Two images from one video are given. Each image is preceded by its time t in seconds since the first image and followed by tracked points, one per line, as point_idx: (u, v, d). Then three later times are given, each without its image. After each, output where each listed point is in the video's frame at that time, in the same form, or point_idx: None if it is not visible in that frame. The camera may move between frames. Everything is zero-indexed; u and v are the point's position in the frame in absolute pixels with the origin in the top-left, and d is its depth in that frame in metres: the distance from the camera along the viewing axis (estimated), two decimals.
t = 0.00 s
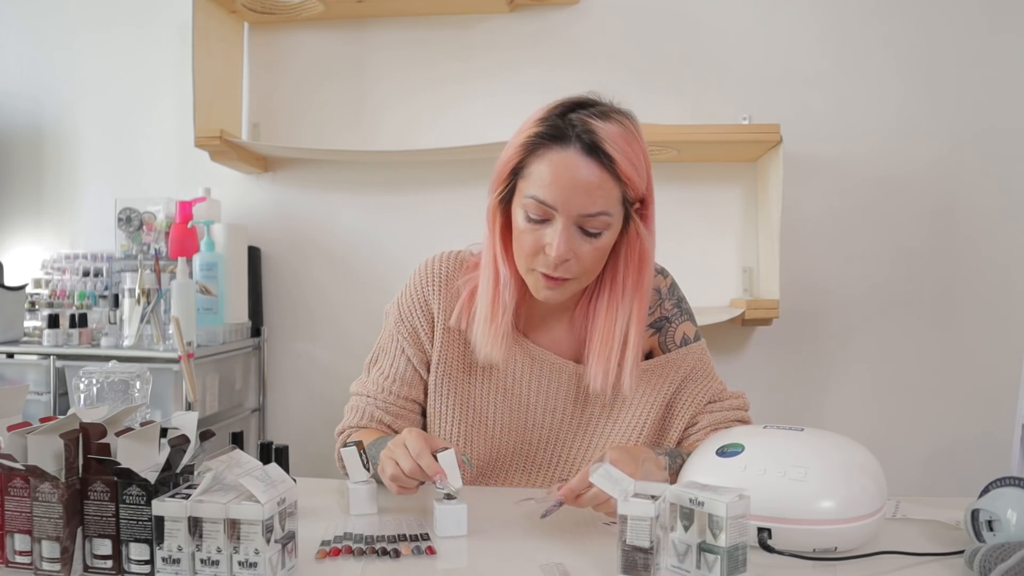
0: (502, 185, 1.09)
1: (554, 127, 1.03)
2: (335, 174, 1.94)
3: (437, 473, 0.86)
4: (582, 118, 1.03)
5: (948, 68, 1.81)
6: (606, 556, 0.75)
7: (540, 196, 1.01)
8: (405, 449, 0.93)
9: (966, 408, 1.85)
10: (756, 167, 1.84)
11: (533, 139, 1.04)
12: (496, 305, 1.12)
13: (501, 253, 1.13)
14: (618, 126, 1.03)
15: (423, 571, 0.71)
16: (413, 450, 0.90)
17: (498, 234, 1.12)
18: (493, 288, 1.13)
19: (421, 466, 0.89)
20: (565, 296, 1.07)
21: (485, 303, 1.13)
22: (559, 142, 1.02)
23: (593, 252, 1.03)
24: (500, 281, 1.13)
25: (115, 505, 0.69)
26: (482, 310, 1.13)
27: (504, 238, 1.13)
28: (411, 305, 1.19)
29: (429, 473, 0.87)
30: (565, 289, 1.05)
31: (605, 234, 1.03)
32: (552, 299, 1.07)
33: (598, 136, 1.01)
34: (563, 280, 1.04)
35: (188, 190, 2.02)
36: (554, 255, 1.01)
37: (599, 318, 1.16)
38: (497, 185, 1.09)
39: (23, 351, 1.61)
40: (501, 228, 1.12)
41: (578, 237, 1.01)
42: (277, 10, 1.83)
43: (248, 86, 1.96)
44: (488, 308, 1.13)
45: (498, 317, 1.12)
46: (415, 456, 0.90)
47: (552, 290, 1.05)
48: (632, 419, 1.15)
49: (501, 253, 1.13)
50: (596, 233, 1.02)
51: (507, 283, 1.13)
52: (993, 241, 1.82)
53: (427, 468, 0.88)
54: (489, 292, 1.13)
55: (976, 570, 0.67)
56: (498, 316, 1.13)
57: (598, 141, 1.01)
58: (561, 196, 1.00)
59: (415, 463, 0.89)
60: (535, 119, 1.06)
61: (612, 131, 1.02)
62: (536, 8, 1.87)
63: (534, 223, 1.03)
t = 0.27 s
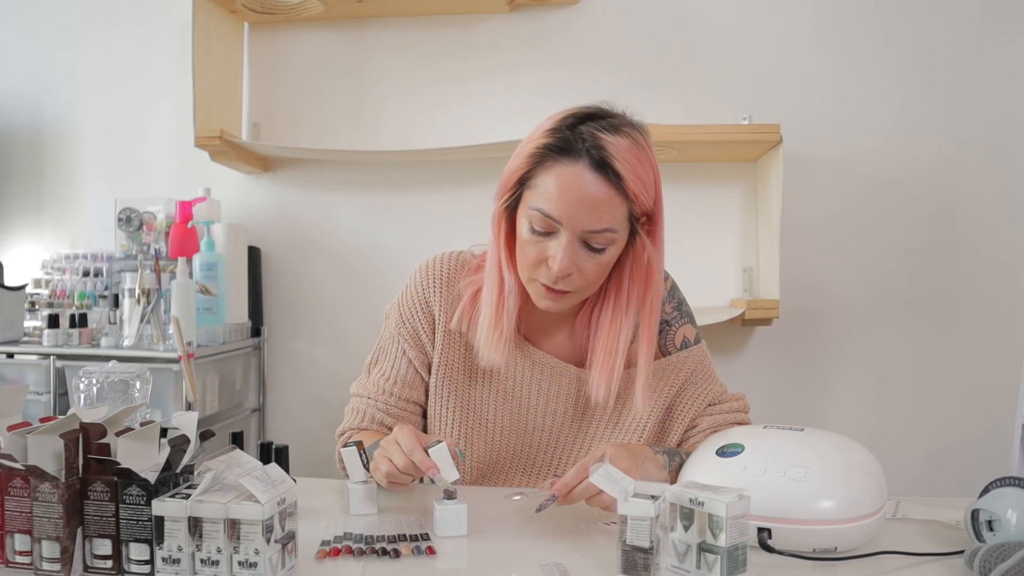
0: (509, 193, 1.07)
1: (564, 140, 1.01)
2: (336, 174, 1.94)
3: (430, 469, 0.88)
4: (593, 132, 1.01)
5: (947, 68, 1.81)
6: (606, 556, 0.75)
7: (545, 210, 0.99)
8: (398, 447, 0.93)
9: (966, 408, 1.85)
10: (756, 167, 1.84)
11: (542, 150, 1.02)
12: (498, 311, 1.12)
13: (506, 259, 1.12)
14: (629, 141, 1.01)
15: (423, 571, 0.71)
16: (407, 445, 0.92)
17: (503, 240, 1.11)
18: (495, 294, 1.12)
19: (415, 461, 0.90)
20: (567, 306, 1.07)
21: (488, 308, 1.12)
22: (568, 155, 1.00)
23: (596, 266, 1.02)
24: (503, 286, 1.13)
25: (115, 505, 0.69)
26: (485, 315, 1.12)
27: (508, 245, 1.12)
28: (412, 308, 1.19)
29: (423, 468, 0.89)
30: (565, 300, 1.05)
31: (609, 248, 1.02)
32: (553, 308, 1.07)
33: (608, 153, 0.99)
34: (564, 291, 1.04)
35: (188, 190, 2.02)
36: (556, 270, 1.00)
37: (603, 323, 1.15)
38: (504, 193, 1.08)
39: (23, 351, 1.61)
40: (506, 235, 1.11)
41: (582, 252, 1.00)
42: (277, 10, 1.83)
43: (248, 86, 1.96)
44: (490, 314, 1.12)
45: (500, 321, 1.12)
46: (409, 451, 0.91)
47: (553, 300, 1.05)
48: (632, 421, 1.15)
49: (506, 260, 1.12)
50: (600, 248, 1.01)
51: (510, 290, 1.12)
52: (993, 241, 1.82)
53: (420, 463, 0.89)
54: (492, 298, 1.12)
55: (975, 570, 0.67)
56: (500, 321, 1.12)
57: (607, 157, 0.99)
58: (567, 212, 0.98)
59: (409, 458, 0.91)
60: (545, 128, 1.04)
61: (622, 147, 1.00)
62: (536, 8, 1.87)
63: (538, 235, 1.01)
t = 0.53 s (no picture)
0: (513, 199, 1.07)
1: (569, 148, 1.01)
2: (336, 173, 1.94)
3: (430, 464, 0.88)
4: (598, 141, 1.00)
5: (947, 68, 1.81)
6: (606, 556, 0.75)
7: (549, 219, 0.99)
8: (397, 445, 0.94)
9: (966, 408, 1.85)
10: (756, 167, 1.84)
11: (546, 159, 1.02)
12: (501, 315, 1.12)
13: (508, 264, 1.11)
14: (634, 150, 1.00)
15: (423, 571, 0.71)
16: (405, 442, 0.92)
17: (505, 245, 1.11)
18: (498, 298, 1.12)
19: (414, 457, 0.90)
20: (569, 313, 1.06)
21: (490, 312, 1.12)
22: (573, 164, 1.00)
23: (599, 274, 1.02)
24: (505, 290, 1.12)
25: (115, 505, 0.69)
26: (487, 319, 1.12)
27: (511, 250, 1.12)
28: (413, 309, 1.19)
29: (423, 465, 0.89)
30: (568, 307, 1.05)
31: (613, 257, 1.02)
32: (555, 314, 1.07)
33: (613, 162, 0.98)
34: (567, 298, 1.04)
35: (188, 190, 2.02)
36: (559, 278, 0.99)
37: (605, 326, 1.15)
38: (507, 199, 1.07)
39: (23, 351, 1.61)
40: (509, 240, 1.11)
41: (585, 261, 1.00)
42: (277, 10, 1.83)
43: (248, 85, 1.96)
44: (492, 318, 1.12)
45: (502, 325, 1.12)
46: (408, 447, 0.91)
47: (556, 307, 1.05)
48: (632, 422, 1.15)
49: (508, 265, 1.12)
50: (604, 256, 1.01)
51: (513, 294, 1.12)
52: (993, 241, 1.82)
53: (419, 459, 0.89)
54: (495, 302, 1.12)
55: (976, 570, 0.67)
56: (502, 325, 1.12)
57: (612, 167, 0.98)
58: (571, 221, 0.97)
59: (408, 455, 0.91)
60: (550, 136, 1.04)
61: (627, 157, 0.99)
62: (536, 8, 1.87)
63: (542, 243, 1.01)
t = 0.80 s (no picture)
0: (513, 203, 1.07)
1: (569, 153, 1.01)
2: (336, 173, 1.94)
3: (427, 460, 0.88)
4: (598, 146, 1.00)
5: (948, 68, 1.81)
6: (606, 556, 0.75)
7: (549, 224, 0.99)
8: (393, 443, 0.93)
9: (966, 408, 1.85)
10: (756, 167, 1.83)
11: (546, 164, 1.01)
12: (500, 317, 1.12)
13: (507, 266, 1.11)
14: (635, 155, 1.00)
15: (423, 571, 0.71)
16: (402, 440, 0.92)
17: (505, 249, 1.11)
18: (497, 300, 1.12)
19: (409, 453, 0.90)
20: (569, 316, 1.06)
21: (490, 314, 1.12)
22: (573, 169, 1.00)
23: (599, 279, 1.02)
24: (505, 292, 1.12)
25: (115, 505, 0.69)
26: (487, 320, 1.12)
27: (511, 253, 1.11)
28: (413, 310, 1.19)
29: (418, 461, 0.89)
30: (568, 311, 1.05)
31: (613, 261, 1.02)
32: (555, 318, 1.07)
33: (613, 167, 0.98)
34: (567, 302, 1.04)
35: (188, 190, 2.02)
36: (559, 283, 0.99)
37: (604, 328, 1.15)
38: (507, 202, 1.07)
39: (23, 351, 1.61)
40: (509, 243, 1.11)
41: (585, 265, 1.00)
42: (277, 10, 1.83)
43: (248, 86, 1.96)
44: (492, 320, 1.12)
45: (502, 327, 1.12)
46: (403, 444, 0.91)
47: (556, 311, 1.05)
48: (632, 422, 1.15)
49: (507, 268, 1.11)
50: (604, 261, 1.01)
51: (512, 297, 1.12)
52: (993, 241, 1.82)
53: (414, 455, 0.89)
54: (494, 304, 1.12)
55: (975, 570, 0.67)
56: (502, 327, 1.12)
57: (612, 172, 0.98)
58: (571, 226, 0.97)
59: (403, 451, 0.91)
60: (549, 141, 1.03)
61: (628, 162, 0.99)
62: (536, 8, 1.87)
63: (542, 247, 1.01)
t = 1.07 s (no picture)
0: (511, 206, 1.07)
1: (568, 157, 1.01)
2: (335, 173, 1.94)
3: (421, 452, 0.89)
4: (597, 150, 1.00)
5: (948, 68, 1.81)
6: (606, 556, 0.75)
7: (548, 228, 0.99)
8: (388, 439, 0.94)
9: (966, 408, 1.85)
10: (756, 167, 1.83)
11: (545, 168, 1.01)
12: (499, 318, 1.12)
13: (506, 269, 1.11)
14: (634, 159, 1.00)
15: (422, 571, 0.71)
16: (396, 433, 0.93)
17: (503, 252, 1.11)
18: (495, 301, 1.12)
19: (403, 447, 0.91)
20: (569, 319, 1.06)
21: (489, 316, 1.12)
22: (572, 174, 1.00)
23: (598, 282, 1.02)
24: (505, 295, 1.12)
25: (115, 505, 0.69)
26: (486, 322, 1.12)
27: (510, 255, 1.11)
28: (412, 312, 1.19)
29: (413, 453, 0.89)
30: (567, 314, 1.05)
31: (612, 265, 1.02)
32: (554, 321, 1.07)
33: (612, 171, 0.98)
34: (567, 306, 1.04)
35: (188, 190, 2.02)
36: (559, 287, 1.00)
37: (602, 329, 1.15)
38: (505, 206, 1.07)
39: (23, 351, 1.61)
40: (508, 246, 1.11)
41: (584, 269, 1.00)
42: (277, 10, 1.83)
43: (248, 85, 1.96)
44: (491, 322, 1.12)
45: (502, 328, 1.12)
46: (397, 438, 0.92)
47: (556, 314, 1.05)
48: (631, 422, 1.15)
49: (506, 270, 1.11)
50: (603, 265, 1.01)
51: (511, 299, 1.12)
52: (993, 241, 1.82)
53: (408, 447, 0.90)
54: (492, 306, 1.12)
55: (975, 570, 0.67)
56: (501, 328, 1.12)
57: (611, 176, 0.98)
58: (570, 231, 0.97)
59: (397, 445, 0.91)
60: (548, 145, 1.03)
61: (627, 166, 0.99)
62: (536, 8, 1.87)
63: (541, 251, 1.01)
